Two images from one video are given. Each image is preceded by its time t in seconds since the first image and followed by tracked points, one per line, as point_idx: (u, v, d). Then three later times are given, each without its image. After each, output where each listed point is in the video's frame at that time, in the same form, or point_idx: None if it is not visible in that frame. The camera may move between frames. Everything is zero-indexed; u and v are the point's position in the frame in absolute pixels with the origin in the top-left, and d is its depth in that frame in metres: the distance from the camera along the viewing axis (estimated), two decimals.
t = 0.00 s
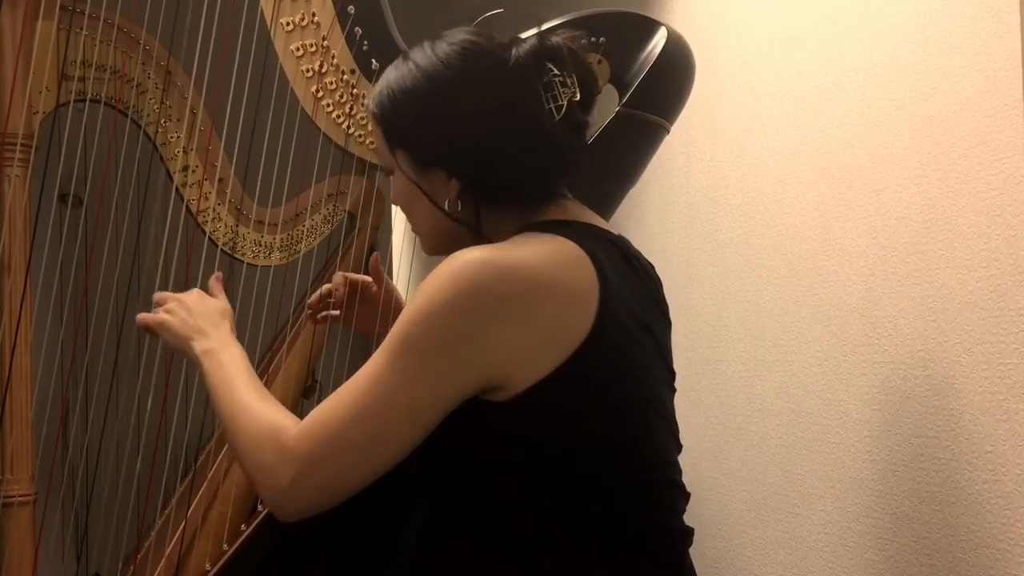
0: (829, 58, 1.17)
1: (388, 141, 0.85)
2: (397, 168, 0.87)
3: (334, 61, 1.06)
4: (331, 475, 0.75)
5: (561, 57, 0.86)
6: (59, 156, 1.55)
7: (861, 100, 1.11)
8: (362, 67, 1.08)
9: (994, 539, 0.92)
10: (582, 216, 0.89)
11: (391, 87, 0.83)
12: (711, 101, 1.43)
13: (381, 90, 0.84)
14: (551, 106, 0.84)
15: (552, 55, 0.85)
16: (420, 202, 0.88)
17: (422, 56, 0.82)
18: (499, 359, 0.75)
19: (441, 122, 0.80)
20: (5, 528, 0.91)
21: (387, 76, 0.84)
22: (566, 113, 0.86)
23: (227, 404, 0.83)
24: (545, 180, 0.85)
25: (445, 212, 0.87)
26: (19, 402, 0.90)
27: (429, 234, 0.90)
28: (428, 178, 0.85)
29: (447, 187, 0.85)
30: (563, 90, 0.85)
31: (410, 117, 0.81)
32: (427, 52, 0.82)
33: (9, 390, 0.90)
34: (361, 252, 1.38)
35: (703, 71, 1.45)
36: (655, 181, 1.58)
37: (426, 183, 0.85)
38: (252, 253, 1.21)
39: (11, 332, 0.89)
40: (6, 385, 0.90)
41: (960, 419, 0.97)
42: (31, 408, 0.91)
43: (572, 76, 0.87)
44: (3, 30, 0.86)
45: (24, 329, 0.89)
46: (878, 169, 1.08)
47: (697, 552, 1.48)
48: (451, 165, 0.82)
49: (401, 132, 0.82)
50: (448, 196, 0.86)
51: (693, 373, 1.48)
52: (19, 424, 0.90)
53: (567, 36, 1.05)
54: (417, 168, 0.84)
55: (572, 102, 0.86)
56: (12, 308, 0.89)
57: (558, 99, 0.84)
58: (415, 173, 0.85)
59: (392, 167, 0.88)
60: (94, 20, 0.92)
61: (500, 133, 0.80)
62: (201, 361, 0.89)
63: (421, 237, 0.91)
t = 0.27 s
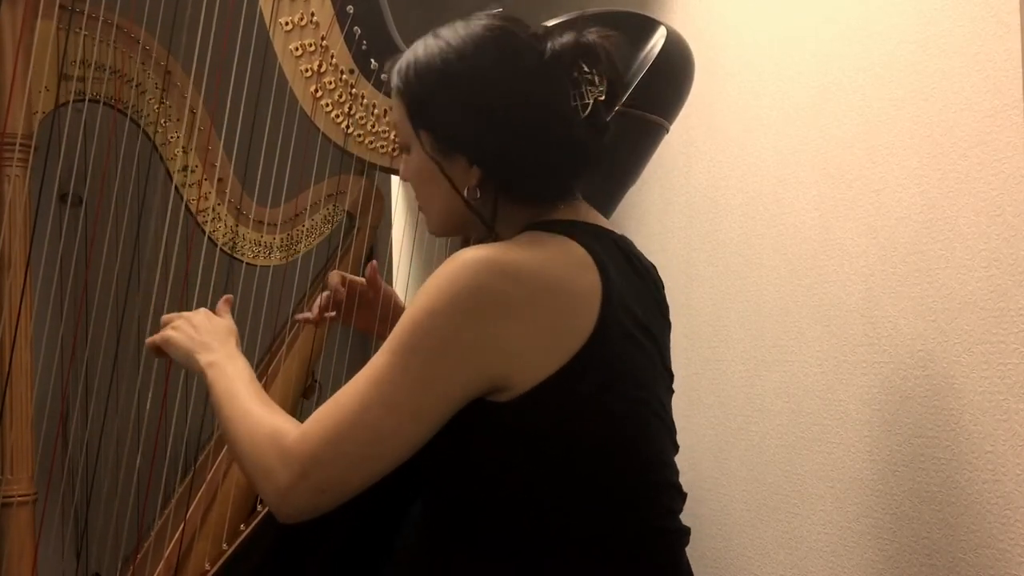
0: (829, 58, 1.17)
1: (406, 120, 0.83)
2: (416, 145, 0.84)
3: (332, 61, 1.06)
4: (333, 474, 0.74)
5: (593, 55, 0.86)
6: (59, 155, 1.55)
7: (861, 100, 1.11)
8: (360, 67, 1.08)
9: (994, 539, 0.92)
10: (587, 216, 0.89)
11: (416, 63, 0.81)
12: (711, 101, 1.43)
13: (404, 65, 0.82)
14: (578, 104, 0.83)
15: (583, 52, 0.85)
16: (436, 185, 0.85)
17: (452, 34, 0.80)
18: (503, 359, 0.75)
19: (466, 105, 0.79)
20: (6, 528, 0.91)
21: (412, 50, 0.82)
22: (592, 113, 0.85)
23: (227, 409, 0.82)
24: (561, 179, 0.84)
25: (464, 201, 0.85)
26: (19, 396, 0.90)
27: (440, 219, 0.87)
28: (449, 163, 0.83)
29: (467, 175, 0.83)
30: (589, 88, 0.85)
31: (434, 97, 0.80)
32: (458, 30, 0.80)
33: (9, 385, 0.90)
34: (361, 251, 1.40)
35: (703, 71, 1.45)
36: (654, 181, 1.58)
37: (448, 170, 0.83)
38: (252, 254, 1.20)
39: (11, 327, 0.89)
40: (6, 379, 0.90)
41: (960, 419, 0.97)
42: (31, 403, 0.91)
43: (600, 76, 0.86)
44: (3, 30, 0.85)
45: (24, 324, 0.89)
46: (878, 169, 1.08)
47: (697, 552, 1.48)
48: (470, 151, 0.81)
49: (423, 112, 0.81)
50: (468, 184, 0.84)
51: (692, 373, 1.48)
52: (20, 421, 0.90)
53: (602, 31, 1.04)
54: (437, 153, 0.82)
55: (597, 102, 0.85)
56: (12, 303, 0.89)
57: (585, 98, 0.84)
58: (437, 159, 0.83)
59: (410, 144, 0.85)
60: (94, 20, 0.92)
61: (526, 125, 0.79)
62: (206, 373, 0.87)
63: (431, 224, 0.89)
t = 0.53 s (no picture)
0: (829, 58, 1.17)
1: (424, 101, 0.82)
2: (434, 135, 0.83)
3: (330, 60, 1.06)
4: (307, 450, 0.74)
5: (618, 61, 0.89)
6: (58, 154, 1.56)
7: (861, 100, 1.11)
8: (358, 66, 1.07)
9: (994, 539, 0.92)
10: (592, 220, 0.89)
11: (441, 45, 0.80)
12: (711, 101, 1.43)
13: (428, 44, 0.81)
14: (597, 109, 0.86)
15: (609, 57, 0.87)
16: (450, 176, 0.85)
17: (482, 21, 0.79)
18: (495, 356, 0.75)
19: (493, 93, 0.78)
20: (6, 528, 0.91)
21: (438, 31, 0.81)
22: (611, 117, 0.88)
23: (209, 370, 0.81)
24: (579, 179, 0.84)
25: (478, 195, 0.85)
26: (19, 390, 0.90)
27: (447, 210, 0.87)
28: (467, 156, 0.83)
29: (484, 169, 0.83)
30: (609, 93, 0.88)
31: (460, 83, 0.79)
32: (488, 18, 0.79)
33: (9, 377, 0.90)
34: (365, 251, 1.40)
35: (703, 71, 1.45)
36: (655, 181, 1.58)
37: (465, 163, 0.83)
38: (251, 254, 1.19)
39: (11, 320, 0.89)
40: (6, 372, 0.90)
41: (960, 419, 0.97)
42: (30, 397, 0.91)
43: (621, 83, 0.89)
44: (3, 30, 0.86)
45: (24, 316, 0.89)
46: (878, 169, 1.08)
47: (697, 552, 1.48)
48: (491, 141, 0.80)
49: (444, 96, 0.80)
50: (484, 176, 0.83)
51: (692, 373, 1.48)
52: (19, 417, 0.90)
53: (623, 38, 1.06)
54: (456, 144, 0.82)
55: (615, 108, 0.88)
56: (13, 296, 0.89)
57: (603, 104, 0.87)
58: (455, 150, 0.82)
59: (425, 133, 0.84)
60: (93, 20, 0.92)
61: (551, 119, 0.80)
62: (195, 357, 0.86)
63: (437, 215, 0.88)
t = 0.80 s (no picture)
0: (829, 58, 1.17)
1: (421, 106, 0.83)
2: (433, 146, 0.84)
3: (333, 61, 1.05)
4: (334, 481, 0.75)
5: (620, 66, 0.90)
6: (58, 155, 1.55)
7: (861, 100, 1.11)
8: (361, 67, 1.08)
9: (995, 539, 0.93)
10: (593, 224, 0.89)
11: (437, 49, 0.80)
12: (711, 101, 1.43)
13: (424, 49, 0.81)
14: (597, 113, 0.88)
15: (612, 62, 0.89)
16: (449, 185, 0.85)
17: (478, 24, 0.79)
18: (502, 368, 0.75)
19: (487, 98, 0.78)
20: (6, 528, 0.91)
21: (436, 35, 0.81)
22: (610, 121, 0.90)
23: (231, 411, 0.82)
24: (577, 181, 0.84)
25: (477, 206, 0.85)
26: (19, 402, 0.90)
27: (447, 216, 0.87)
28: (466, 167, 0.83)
29: (483, 179, 0.83)
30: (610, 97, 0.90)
31: (454, 84, 0.79)
32: (484, 21, 0.79)
33: (9, 389, 0.90)
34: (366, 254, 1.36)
35: (703, 71, 1.45)
36: (654, 181, 1.58)
37: (464, 175, 0.83)
38: (252, 254, 1.19)
39: (10, 333, 0.88)
40: (6, 382, 0.90)
41: (960, 419, 0.97)
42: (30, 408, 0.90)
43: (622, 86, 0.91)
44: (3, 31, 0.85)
45: (24, 329, 0.89)
46: (878, 169, 1.08)
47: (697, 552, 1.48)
48: (486, 145, 0.80)
49: (439, 100, 0.80)
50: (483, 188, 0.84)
51: (692, 373, 1.48)
52: (19, 424, 0.90)
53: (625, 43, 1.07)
54: (455, 156, 0.82)
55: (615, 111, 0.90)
56: (12, 308, 0.89)
57: (603, 107, 0.89)
58: (453, 161, 0.83)
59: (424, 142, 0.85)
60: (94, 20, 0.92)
61: (545, 121, 0.80)
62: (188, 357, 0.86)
63: (436, 219, 0.88)
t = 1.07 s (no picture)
0: (829, 58, 1.17)
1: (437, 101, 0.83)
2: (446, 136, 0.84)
3: (336, 62, 1.06)
4: (337, 475, 0.75)
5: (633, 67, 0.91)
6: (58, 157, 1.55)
7: (861, 100, 1.11)
8: (364, 68, 1.08)
9: (994, 539, 0.93)
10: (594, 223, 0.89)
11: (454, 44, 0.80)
12: (711, 102, 1.43)
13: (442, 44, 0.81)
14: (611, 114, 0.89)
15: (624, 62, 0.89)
16: (460, 176, 0.85)
17: (496, 19, 0.79)
18: (506, 364, 0.76)
19: (496, 96, 0.79)
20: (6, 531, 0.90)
21: (452, 30, 0.81)
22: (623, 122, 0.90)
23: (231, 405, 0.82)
24: (585, 181, 0.84)
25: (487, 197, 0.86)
26: (19, 418, 0.90)
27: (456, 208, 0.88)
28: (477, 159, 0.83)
29: (495, 172, 0.83)
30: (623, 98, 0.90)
31: (471, 81, 0.79)
32: (501, 16, 0.79)
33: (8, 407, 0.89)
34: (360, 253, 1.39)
35: (704, 71, 1.45)
36: (655, 182, 1.58)
37: (475, 167, 0.83)
38: (252, 254, 1.19)
39: (11, 346, 0.89)
40: (6, 398, 0.90)
41: (960, 419, 0.97)
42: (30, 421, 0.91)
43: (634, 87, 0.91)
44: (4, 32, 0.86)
45: (24, 342, 0.89)
46: (878, 169, 1.08)
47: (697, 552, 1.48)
48: (501, 142, 0.80)
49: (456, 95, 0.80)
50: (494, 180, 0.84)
51: (692, 373, 1.48)
52: (20, 433, 0.90)
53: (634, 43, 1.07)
54: (468, 147, 0.83)
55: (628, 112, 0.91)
56: (12, 322, 0.88)
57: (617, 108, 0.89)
58: (466, 153, 0.83)
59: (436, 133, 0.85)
60: (96, 20, 0.92)
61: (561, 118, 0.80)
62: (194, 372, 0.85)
63: (444, 211, 0.89)
